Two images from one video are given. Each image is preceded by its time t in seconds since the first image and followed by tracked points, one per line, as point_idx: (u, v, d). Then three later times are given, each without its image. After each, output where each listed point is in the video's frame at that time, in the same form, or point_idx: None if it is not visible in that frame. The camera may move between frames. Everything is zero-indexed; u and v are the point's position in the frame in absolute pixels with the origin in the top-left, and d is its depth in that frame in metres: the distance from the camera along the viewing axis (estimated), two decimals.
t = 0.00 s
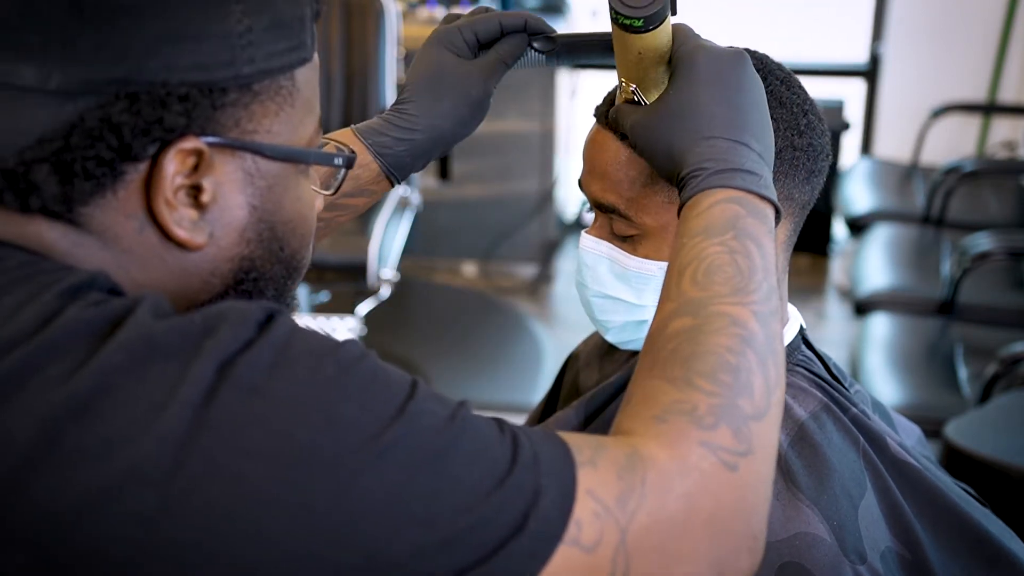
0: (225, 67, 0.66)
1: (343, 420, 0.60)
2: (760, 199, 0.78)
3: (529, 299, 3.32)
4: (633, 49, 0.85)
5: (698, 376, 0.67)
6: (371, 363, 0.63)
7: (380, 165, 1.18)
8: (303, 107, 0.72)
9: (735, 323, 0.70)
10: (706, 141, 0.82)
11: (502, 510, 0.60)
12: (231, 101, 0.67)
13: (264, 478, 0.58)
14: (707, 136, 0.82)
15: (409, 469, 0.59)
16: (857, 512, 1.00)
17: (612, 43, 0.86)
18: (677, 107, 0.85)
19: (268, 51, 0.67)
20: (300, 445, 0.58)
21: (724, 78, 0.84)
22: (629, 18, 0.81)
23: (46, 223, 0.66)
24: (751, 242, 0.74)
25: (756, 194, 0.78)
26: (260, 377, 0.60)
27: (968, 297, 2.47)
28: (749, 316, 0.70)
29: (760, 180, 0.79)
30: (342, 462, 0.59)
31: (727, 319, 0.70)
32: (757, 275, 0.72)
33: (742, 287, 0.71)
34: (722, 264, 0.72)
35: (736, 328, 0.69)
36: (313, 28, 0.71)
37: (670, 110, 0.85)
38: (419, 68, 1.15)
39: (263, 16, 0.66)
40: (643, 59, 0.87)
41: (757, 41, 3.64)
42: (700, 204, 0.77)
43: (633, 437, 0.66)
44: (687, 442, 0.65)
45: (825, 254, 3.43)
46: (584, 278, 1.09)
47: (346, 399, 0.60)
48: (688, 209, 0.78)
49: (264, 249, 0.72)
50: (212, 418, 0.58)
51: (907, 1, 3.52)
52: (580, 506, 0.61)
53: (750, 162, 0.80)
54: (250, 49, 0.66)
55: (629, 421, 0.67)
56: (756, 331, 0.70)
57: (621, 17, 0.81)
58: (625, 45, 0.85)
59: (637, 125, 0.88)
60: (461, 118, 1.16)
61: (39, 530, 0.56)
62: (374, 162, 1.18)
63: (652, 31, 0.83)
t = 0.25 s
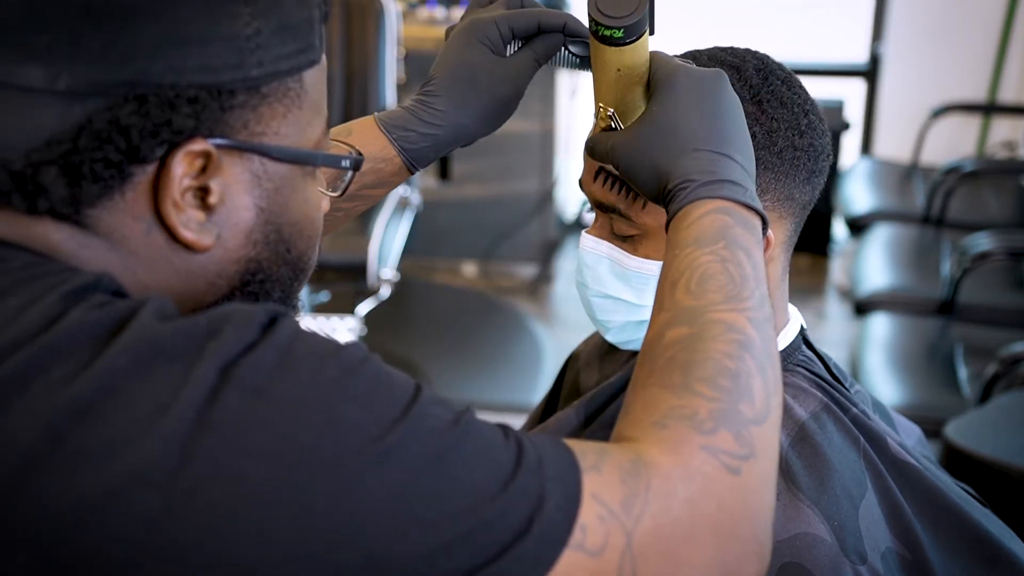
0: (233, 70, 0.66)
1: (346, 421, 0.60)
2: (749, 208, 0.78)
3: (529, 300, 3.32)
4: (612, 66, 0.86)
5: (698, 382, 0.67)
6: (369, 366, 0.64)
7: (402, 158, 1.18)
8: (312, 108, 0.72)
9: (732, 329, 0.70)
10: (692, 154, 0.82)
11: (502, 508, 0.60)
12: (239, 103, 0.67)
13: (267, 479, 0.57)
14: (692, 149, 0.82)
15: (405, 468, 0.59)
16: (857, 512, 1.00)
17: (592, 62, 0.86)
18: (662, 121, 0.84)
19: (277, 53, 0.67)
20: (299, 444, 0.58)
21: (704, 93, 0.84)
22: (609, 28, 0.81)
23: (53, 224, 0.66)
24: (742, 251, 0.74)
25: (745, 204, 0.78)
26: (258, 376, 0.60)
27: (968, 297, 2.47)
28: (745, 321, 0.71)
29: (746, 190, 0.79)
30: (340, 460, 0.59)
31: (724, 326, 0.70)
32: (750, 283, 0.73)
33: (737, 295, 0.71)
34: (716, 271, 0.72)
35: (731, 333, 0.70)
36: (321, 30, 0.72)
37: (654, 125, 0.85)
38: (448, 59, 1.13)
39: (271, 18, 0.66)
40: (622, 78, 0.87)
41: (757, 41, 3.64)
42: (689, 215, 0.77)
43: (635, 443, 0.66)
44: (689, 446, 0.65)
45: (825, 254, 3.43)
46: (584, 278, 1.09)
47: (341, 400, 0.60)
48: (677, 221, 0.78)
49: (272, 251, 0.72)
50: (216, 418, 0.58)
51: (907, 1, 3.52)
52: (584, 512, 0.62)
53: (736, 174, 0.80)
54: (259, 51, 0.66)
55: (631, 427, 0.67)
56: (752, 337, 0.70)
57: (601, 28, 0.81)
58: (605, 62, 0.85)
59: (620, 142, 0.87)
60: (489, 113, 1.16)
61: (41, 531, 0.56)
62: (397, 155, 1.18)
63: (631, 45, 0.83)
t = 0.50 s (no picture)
0: (232, 68, 0.66)
1: (351, 427, 0.60)
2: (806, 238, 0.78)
3: (529, 299, 3.32)
4: (753, 36, 0.82)
5: (724, 428, 0.67)
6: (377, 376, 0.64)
7: (385, 158, 1.08)
8: (311, 105, 0.72)
9: (772, 370, 0.70)
10: (774, 164, 0.80)
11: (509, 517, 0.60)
12: (239, 101, 0.67)
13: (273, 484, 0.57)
14: (774, 159, 0.80)
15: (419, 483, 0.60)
16: (858, 514, 1.00)
17: (738, 12, 0.82)
18: (755, 120, 0.81)
19: (277, 52, 0.67)
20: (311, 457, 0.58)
21: (801, 104, 0.83)
22: (791, 15, 0.77)
23: (53, 223, 0.66)
24: (796, 286, 0.74)
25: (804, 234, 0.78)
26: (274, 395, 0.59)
27: (968, 298, 2.47)
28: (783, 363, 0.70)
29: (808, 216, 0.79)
30: (356, 473, 0.59)
31: (765, 366, 0.70)
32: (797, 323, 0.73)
33: (781, 334, 0.71)
34: (768, 307, 0.72)
35: (770, 376, 0.69)
36: (321, 28, 0.72)
37: (738, 116, 0.81)
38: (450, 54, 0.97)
39: (271, 16, 0.66)
40: (751, 48, 0.83)
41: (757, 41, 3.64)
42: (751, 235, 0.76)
43: (640, 481, 0.65)
44: (698, 496, 0.65)
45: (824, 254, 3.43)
46: (585, 279, 1.09)
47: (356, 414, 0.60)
48: (739, 235, 0.77)
49: (272, 249, 0.72)
50: (223, 425, 0.58)
51: None
52: (576, 553, 0.62)
53: (805, 197, 0.80)
54: (258, 49, 0.66)
55: (644, 463, 0.67)
56: (789, 379, 0.70)
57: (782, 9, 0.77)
58: (753, 27, 0.81)
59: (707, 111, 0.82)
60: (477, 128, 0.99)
61: (46, 538, 0.56)
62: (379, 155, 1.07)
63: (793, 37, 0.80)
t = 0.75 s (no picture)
0: (239, 72, 0.66)
1: (356, 428, 0.60)
2: (798, 235, 0.79)
3: (529, 299, 3.32)
4: (705, 56, 0.84)
5: (724, 413, 0.67)
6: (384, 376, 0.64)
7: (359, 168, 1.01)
8: (316, 109, 0.72)
9: (765, 359, 0.70)
10: (754, 167, 0.82)
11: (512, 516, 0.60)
12: (244, 106, 0.67)
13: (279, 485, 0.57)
14: (755, 163, 0.82)
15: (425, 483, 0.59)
16: (858, 513, 1.00)
17: (686, 41, 0.84)
18: (734, 128, 0.84)
19: (283, 56, 0.67)
20: (316, 458, 0.58)
21: (778, 109, 0.85)
22: (718, 31, 0.79)
23: (58, 226, 0.66)
24: (788, 279, 0.74)
25: (795, 230, 0.78)
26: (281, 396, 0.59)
27: (968, 298, 2.47)
28: (778, 353, 0.71)
29: (799, 216, 0.80)
30: (362, 472, 0.58)
31: (758, 355, 0.70)
32: (790, 313, 0.73)
33: (773, 324, 0.71)
34: (759, 297, 0.72)
35: (764, 364, 0.70)
36: (328, 31, 0.72)
37: (719, 128, 0.85)
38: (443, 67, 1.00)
39: (278, 21, 0.66)
40: (712, 68, 0.85)
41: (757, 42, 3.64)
42: (739, 232, 0.78)
43: (647, 467, 0.65)
44: (704, 478, 0.65)
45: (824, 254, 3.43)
46: (585, 279, 1.09)
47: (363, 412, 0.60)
48: (728, 234, 0.78)
49: (277, 253, 0.72)
50: (228, 426, 0.58)
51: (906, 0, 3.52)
52: (588, 540, 0.61)
53: (792, 197, 0.81)
54: (265, 54, 0.66)
55: (647, 450, 0.67)
56: (783, 369, 0.70)
57: (708, 28, 0.79)
58: (700, 49, 0.84)
59: (688, 130, 0.86)
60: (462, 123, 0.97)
61: (55, 543, 0.56)
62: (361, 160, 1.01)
63: (731, 47, 0.81)
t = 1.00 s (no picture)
0: (243, 72, 0.66)
1: (359, 427, 0.60)
2: (761, 243, 0.77)
3: (529, 299, 3.32)
4: (645, 79, 0.81)
5: (706, 418, 0.67)
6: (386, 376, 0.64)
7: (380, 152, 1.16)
8: (316, 108, 0.73)
9: (741, 364, 0.70)
10: (711, 183, 0.80)
11: (515, 515, 0.60)
12: (248, 105, 0.67)
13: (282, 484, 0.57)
14: (710, 176, 0.81)
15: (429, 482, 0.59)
16: (858, 512, 1.00)
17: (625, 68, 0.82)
18: (686, 142, 0.82)
19: (285, 55, 0.68)
20: (320, 457, 0.58)
21: (723, 121, 0.81)
22: (648, 46, 0.77)
23: (65, 227, 0.65)
24: (755, 285, 0.74)
25: (758, 238, 0.77)
26: (285, 391, 0.60)
27: (968, 298, 2.47)
28: (755, 357, 0.70)
29: (761, 223, 0.78)
30: (365, 472, 0.59)
31: (734, 361, 0.70)
32: (760, 319, 0.72)
33: (746, 329, 0.71)
34: (728, 304, 0.72)
35: (745, 369, 0.70)
36: (326, 31, 0.73)
37: (672, 144, 0.82)
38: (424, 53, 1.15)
39: (279, 20, 0.67)
40: (654, 90, 0.82)
41: (758, 42, 3.64)
42: (702, 247, 0.77)
43: (643, 472, 0.65)
44: (695, 482, 0.65)
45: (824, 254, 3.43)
46: (585, 277, 1.09)
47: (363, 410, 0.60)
48: (692, 250, 0.77)
49: (280, 250, 0.72)
50: (233, 425, 0.58)
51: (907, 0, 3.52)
52: (589, 542, 0.61)
53: (751, 207, 0.79)
54: (267, 53, 0.67)
55: (640, 457, 0.67)
56: (762, 373, 0.70)
57: (639, 44, 0.77)
58: (638, 73, 0.81)
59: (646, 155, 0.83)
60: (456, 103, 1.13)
61: (56, 541, 0.56)
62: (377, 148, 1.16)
63: (667, 64, 0.79)
